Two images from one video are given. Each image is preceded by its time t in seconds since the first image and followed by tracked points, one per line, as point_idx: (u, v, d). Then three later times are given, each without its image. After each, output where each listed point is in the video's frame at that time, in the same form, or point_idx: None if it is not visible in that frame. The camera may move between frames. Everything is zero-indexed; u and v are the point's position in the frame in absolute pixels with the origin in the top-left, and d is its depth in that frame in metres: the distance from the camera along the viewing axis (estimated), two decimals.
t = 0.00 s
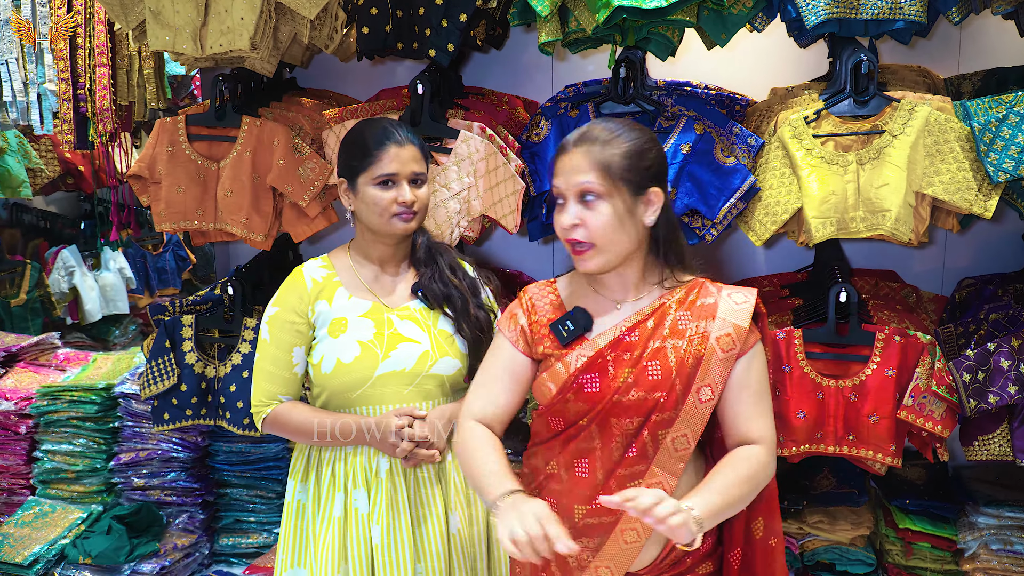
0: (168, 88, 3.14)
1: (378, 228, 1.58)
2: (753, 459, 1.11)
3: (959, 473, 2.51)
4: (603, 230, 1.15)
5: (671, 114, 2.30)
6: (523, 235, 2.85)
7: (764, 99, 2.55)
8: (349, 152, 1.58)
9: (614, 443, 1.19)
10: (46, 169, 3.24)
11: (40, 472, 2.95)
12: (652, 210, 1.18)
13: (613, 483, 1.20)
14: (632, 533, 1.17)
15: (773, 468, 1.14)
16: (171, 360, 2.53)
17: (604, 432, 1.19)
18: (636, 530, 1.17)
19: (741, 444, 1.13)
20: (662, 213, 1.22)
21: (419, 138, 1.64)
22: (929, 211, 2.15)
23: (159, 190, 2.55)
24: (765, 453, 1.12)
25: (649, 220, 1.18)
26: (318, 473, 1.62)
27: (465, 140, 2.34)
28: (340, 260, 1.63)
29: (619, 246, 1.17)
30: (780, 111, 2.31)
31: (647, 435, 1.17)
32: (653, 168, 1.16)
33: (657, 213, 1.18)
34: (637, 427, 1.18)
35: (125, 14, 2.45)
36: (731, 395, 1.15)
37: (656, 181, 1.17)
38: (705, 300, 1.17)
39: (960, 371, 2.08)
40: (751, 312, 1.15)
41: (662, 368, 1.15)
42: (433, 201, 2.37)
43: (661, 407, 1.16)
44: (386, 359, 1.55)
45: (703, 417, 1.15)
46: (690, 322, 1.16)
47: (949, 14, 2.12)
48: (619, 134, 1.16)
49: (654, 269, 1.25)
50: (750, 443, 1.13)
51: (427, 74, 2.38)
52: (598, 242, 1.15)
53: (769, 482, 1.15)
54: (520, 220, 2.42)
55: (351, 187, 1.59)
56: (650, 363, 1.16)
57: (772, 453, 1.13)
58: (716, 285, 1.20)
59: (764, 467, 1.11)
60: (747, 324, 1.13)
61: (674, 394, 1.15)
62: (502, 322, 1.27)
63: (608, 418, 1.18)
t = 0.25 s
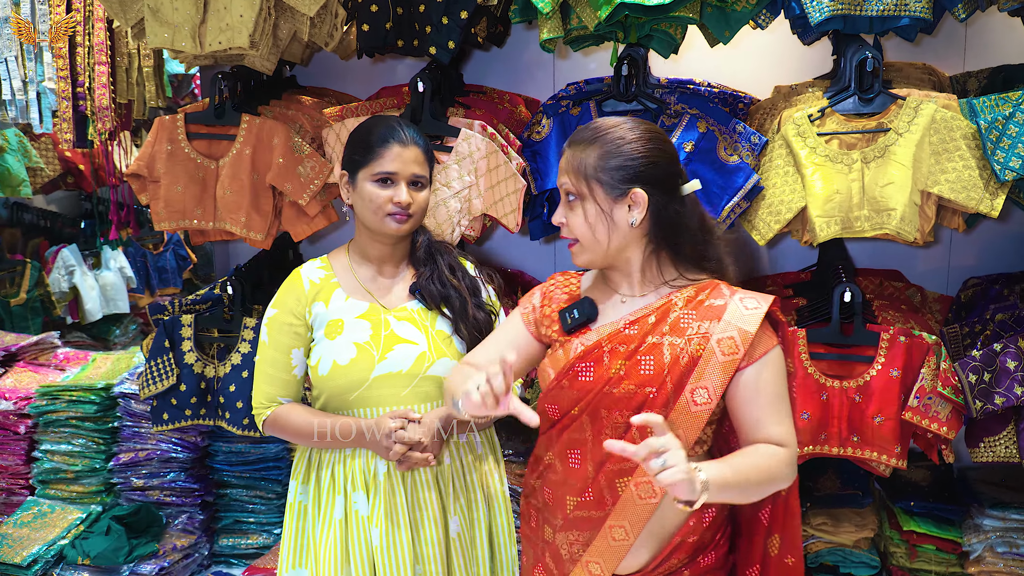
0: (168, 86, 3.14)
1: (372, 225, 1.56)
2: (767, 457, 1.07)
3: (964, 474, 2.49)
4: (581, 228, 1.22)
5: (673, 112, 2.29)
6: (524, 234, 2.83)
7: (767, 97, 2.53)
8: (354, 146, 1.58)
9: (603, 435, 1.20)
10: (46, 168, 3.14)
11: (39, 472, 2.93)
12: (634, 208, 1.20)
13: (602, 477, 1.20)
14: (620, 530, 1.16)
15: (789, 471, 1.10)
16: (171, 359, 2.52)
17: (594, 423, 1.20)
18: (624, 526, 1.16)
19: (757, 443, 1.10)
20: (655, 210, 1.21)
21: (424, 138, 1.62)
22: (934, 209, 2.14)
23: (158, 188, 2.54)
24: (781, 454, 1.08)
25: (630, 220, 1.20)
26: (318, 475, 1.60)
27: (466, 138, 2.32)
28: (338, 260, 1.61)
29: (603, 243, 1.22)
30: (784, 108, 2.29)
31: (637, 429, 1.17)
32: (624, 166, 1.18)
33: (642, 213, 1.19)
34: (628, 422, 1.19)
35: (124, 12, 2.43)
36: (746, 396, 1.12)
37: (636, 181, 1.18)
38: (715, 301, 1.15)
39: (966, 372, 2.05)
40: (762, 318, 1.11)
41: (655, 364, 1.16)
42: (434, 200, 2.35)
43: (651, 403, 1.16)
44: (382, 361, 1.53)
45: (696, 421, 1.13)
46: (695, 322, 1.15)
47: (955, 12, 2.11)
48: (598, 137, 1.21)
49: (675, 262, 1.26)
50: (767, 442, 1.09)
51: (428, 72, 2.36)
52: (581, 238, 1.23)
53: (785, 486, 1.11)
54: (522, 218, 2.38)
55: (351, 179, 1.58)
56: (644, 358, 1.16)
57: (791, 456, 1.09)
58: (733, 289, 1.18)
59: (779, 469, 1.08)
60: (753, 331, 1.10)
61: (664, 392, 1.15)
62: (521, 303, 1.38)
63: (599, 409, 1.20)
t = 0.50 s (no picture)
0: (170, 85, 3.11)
1: (372, 224, 1.54)
2: (777, 477, 1.04)
3: (970, 476, 2.47)
4: (605, 227, 1.20)
5: (678, 110, 2.26)
6: (527, 234, 2.81)
7: (772, 96, 2.52)
8: (350, 144, 1.56)
9: (619, 433, 1.20)
10: (48, 168, 3.15)
11: (40, 472, 2.92)
12: (657, 209, 1.16)
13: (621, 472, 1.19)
14: (633, 527, 1.16)
15: (803, 490, 1.06)
16: (172, 359, 2.51)
17: (610, 420, 1.20)
18: (638, 523, 1.16)
19: (771, 459, 1.06)
20: (679, 209, 1.16)
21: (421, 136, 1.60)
22: (941, 209, 2.12)
23: (160, 187, 2.53)
24: (793, 475, 1.04)
25: (653, 220, 1.16)
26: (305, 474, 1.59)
27: (468, 137, 2.31)
28: (332, 256, 1.60)
29: (628, 243, 1.19)
30: (789, 107, 2.28)
31: (649, 433, 1.16)
32: (649, 164, 1.15)
33: (666, 214, 1.15)
34: (641, 422, 1.17)
35: (125, 10, 2.43)
36: (762, 409, 1.07)
37: (656, 181, 1.15)
38: (737, 305, 1.12)
39: (972, 372, 2.06)
40: (782, 326, 1.06)
41: (667, 365, 1.13)
42: (436, 199, 2.33)
43: (661, 405, 1.14)
44: (372, 358, 1.51)
45: (709, 425, 1.09)
46: (713, 326, 1.11)
47: (961, 10, 2.09)
48: (626, 135, 1.19)
49: (704, 264, 1.20)
50: (780, 460, 1.05)
51: (431, 70, 2.35)
52: (606, 238, 1.21)
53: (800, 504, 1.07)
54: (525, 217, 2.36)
55: (348, 179, 1.56)
56: (658, 359, 1.15)
57: (805, 476, 1.05)
58: (761, 294, 1.14)
59: (788, 490, 1.04)
60: (771, 338, 1.06)
61: (674, 393, 1.12)
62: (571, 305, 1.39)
63: (616, 406, 1.19)
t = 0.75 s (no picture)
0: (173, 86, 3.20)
1: (366, 222, 1.55)
2: (803, 485, 1.05)
3: (975, 478, 2.46)
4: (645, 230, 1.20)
5: (681, 110, 2.26)
6: (530, 234, 2.81)
7: (776, 96, 2.51)
8: (333, 146, 1.55)
9: (651, 428, 1.22)
10: (52, 168, 3.17)
11: (43, 472, 2.92)
12: (697, 212, 1.16)
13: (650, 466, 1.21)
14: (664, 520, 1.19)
15: (831, 497, 1.07)
16: (174, 359, 2.50)
17: (644, 415, 1.23)
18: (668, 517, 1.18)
19: (800, 466, 1.08)
20: (718, 212, 1.16)
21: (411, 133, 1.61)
22: (945, 210, 2.11)
23: (162, 188, 2.53)
24: (820, 483, 1.05)
25: (693, 223, 1.16)
26: (287, 475, 1.57)
27: (471, 137, 2.31)
28: (317, 253, 1.60)
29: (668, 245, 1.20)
30: (793, 107, 2.27)
31: (679, 430, 1.18)
32: (691, 167, 1.15)
33: (706, 217, 1.15)
34: (674, 421, 1.20)
35: (128, 11, 2.42)
36: (794, 415, 1.08)
37: (697, 184, 1.15)
38: (774, 309, 1.13)
39: (977, 374, 2.06)
40: (818, 332, 1.07)
41: (701, 364, 1.16)
42: (438, 199, 2.33)
43: (693, 404, 1.16)
44: (361, 354, 1.51)
45: (741, 425, 1.12)
46: (749, 328, 1.13)
47: (966, 9, 2.08)
48: (668, 136, 1.19)
49: (742, 267, 1.21)
50: (809, 467, 1.07)
51: (433, 70, 2.34)
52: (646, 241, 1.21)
53: (828, 510, 1.08)
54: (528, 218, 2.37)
55: (339, 177, 1.55)
56: (693, 358, 1.17)
57: (832, 483, 1.06)
58: (800, 299, 1.15)
59: (815, 497, 1.06)
60: (806, 344, 1.07)
61: (706, 394, 1.15)
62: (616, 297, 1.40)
63: (650, 402, 1.22)
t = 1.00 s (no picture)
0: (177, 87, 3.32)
1: (358, 218, 1.53)
2: (832, 484, 1.08)
3: (979, 479, 2.45)
4: (677, 234, 1.24)
5: (684, 111, 2.26)
6: (533, 235, 2.81)
7: (779, 96, 2.51)
8: (329, 139, 1.55)
9: (678, 423, 1.27)
10: (56, 170, 3.17)
11: (46, 472, 2.92)
12: (731, 215, 1.19)
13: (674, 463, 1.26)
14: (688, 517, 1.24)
15: (860, 498, 1.10)
16: (177, 360, 2.50)
17: (672, 409, 1.28)
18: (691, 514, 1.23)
19: (830, 466, 1.11)
20: (753, 214, 1.20)
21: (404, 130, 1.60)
22: (949, 210, 2.11)
23: (165, 188, 2.53)
24: (849, 483, 1.08)
25: (727, 226, 1.20)
26: (273, 478, 1.56)
27: (474, 138, 2.31)
28: (306, 251, 1.58)
29: (702, 248, 1.23)
30: (796, 108, 2.27)
31: (705, 427, 1.23)
32: (721, 171, 1.19)
33: (740, 220, 1.19)
34: (701, 416, 1.25)
35: (131, 11, 2.43)
36: (823, 414, 1.12)
37: (729, 188, 1.18)
38: (804, 310, 1.18)
39: (981, 375, 2.05)
40: (847, 334, 1.11)
41: (729, 362, 1.22)
42: (441, 200, 2.33)
43: (720, 400, 1.21)
44: (355, 354, 1.50)
45: (766, 424, 1.17)
46: (779, 329, 1.18)
47: (970, 9, 2.08)
48: (693, 144, 1.22)
49: (773, 268, 1.25)
50: (838, 468, 1.10)
51: (436, 71, 2.34)
52: (679, 245, 1.24)
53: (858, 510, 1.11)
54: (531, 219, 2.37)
55: (334, 171, 1.54)
56: (721, 356, 1.23)
57: (861, 483, 1.09)
58: (830, 300, 1.19)
59: (844, 496, 1.08)
60: (835, 345, 1.11)
61: (733, 391, 1.20)
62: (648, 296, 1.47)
63: (678, 398, 1.27)
